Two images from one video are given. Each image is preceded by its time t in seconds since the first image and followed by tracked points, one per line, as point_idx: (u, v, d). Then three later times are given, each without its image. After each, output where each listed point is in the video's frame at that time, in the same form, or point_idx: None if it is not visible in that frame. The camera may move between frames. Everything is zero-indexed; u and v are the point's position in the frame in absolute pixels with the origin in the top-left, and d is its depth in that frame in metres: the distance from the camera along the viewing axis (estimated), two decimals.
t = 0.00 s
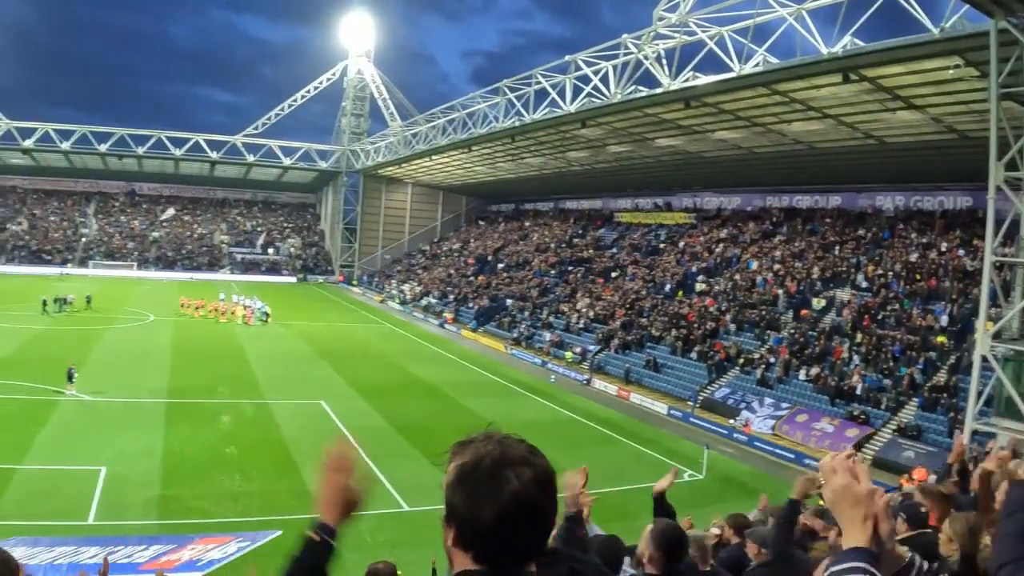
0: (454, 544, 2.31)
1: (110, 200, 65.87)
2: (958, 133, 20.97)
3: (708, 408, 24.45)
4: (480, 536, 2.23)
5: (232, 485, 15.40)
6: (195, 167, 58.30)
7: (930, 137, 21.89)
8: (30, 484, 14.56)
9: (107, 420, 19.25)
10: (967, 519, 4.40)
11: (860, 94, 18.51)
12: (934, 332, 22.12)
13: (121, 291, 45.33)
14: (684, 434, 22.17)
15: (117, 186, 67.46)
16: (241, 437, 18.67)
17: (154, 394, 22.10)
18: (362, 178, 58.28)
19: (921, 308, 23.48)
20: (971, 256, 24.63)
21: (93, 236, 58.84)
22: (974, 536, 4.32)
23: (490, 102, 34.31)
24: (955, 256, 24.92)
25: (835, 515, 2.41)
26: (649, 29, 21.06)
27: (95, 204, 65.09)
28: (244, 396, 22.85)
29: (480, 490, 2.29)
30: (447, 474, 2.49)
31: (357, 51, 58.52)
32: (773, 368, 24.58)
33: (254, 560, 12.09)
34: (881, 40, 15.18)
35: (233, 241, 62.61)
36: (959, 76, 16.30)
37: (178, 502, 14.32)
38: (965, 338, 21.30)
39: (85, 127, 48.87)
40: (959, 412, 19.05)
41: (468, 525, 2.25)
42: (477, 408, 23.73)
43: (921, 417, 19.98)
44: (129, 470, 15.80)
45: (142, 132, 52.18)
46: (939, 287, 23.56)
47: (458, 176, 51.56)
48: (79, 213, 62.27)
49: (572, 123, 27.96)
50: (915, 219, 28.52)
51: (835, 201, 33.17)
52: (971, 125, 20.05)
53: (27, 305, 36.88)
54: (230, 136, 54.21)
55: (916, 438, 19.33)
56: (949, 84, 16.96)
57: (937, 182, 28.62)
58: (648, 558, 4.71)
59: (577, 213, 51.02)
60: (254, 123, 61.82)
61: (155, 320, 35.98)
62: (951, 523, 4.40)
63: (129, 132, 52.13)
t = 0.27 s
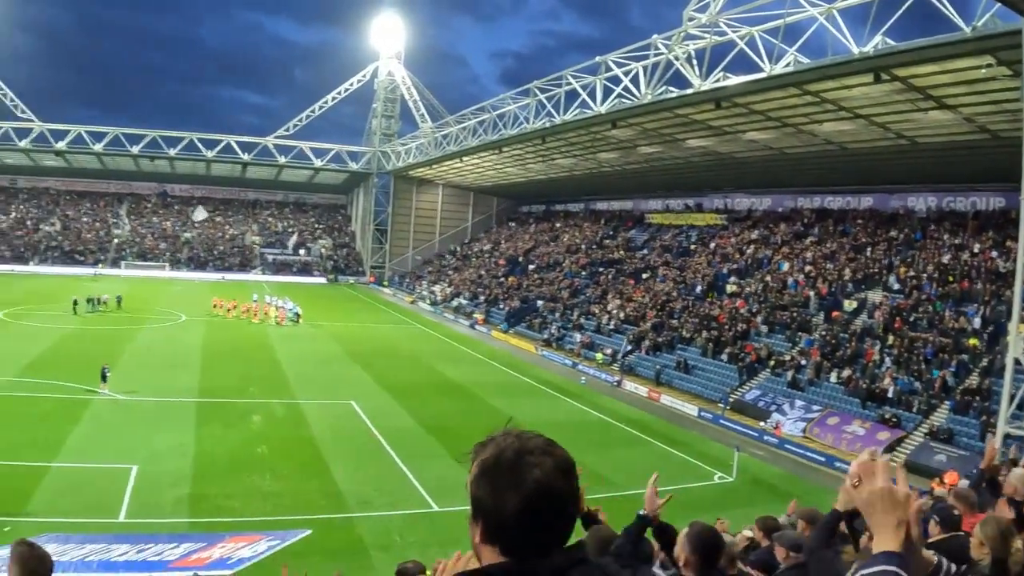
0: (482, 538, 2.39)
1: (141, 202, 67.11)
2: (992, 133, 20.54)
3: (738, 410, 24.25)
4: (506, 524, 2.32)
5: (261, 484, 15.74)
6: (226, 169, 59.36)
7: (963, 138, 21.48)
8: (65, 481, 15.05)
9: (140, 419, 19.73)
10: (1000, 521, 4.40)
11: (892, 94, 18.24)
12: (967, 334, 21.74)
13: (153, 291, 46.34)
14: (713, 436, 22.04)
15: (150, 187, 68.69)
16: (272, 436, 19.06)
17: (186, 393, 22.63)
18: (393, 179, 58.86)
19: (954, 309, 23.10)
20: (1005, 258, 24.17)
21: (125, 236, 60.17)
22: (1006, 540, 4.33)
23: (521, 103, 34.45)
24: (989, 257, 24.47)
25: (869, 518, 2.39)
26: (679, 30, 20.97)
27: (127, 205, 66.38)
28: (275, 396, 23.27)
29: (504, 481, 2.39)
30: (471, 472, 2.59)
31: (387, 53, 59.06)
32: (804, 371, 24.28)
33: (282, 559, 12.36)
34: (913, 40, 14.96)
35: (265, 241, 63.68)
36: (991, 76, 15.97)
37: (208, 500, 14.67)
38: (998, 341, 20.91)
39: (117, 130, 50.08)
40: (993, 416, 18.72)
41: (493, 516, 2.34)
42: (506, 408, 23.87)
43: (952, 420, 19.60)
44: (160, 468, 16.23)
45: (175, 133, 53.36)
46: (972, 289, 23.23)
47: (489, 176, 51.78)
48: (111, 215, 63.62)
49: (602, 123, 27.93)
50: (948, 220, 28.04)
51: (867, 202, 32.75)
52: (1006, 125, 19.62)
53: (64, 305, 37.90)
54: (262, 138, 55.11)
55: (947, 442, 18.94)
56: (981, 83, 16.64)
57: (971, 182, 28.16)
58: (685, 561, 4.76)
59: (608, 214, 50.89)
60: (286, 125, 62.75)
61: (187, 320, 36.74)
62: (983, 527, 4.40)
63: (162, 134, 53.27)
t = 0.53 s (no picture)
0: (491, 532, 2.45)
1: (160, 201, 67.85)
2: (1011, 132, 20.29)
3: (756, 411, 24.13)
4: (509, 516, 2.38)
5: (279, 483, 15.95)
6: (244, 169, 59.90)
7: (982, 138, 21.24)
8: (82, 480, 15.26)
9: (158, 418, 19.99)
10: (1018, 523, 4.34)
11: (910, 93, 18.08)
12: (986, 335, 21.53)
13: (171, 291, 46.84)
14: (731, 437, 21.97)
15: (168, 187, 69.34)
16: (289, 435, 19.28)
17: (204, 392, 22.94)
18: (411, 179, 59.18)
19: (972, 310, 22.94)
20: None
21: (143, 236, 60.89)
22: None
23: (538, 103, 34.54)
24: (1007, 257, 24.25)
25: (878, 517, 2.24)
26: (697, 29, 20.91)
27: (145, 205, 67.02)
28: (293, 395, 23.50)
29: (506, 474, 2.43)
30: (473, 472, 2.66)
31: (404, 53, 59.31)
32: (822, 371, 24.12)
33: (297, 558, 12.52)
34: (932, 38, 14.83)
35: (282, 241, 64.24)
36: (1011, 75, 15.77)
37: (225, 499, 14.87)
38: (1017, 342, 20.71)
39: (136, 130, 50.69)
40: (1011, 417, 18.54)
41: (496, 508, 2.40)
42: (524, 408, 23.97)
43: (969, 421, 19.39)
44: (177, 467, 16.44)
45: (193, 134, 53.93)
46: (990, 289, 23.03)
47: (506, 176, 51.89)
48: (129, 215, 64.33)
49: (619, 123, 27.92)
50: (967, 222, 27.89)
51: (884, 202, 32.44)
52: None
53: (83, 305, 38.45)
54: (280, 139, 55.56)
55: (964, 444, 18.73)
56: (1000, 83, 16.46)
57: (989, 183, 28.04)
58: (700, 561, 4.77)
59: (625, 214, 50.79)
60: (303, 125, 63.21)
61: (205, 320, 37.14)
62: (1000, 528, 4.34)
63: (179, 135, 53.84)
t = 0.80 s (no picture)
0: (517, 532, 2.35)
1: (185, 202, 68.76)
2: None
3: (780, 412, 23.95)
4: (533, 512, 2.31)
5: (304, 481, 16.21)
6: (269, 169, 60.60)
7: (1011, 136, 20.89)
8: (110, 477, 15.57)
9: (183, 417, 20.36)
10: None
11: (935, 92, 17.87)
12: (1012, 337, 21.25)
13: (196, 290, 47.57)
14: (755, 438, 21.78)
15: (194, 188, 70.24)
16: (313, 435, 19.54)
17: (229, 391, 23.35)
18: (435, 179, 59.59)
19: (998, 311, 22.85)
20: None
21: (169, 236, 61.88)
22: None
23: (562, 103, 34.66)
24: None
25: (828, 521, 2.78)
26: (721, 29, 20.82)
27: (170, 205, 67.94)
28: (317, 394, 23.82)
29: (527, 470, 2.36)
30: (482, 473, 2.57)
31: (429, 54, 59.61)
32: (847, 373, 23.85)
33: (321, 556, 12.74)
34: (958, 37, 14.63)
35: (308, 241, 64.98)
36: None
37: (250, 497, 15.15)
38: None
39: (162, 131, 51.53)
40: None
41: (521, 503, 2.32)
42: (547, 408, 24.06)
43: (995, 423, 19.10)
44: (202, 466, 16.73)
45: (220, 134, 54.69)
46: (1017, 290, 23.09)
47: (530, 177, 51.99)
48: (155, 215, 65.31)
49: (643, 123, 27.88)
50: (994, 222, 28.00)
51: (910, 201, 32.78)
52: None
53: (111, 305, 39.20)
54: (305, 140, 56.18)
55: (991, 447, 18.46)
56: None
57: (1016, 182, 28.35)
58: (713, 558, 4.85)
59: (650, 214, 50.60)
60: (328, 126, 63.79)
61: (229, 319, 37.64)
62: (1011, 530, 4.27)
63: (205, 135, 54.64)
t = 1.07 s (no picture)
0: (547, 526, 2.30)
1: (220, 202, 70.01)
2: None
3: (814, 413, 23.68)
4: (567, 503, 2.25)
5: (337, 480, 16.54)
6: (303, 170, 61.63)
7: None
8: (147, 474, 16.02)
9: (217, 416, 20.83)
10: None
11: (970, 90, 17.55)
12: None
13: (232, 290, 48.78)
14: (788, 439, 21.54)
15: (229, 188, 71.01)
16: (346, 434, 19.90)
17: (263, 390, 23.87)
18: (469, 180, 60.12)
19: None
20: None
21: (205, 237, 63.34)
22: None
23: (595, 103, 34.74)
24: None
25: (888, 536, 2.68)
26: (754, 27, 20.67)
27: (205, 206, 69.20)
28: (351, 394, 24.24)
29: (560, 463, 2.30)
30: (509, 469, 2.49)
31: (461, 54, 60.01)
32: (881, 374, 23.51)
33: (353, 553, 12.99)
34: (992, 33, 14.34)
35: (342, 241, 66.06)
36: None
37: (284, 495, 15.51)
38: None
39: (198, 134, 52.74)
40: None
41: (553, 495, 2.26)
42: (579, 408, 24.15)
43: None
44: (236, 464, 17.15)
45: (254, 136, 55.88)
46: None
47: (563, 177, 52.07)
48: (190, 215, 66.75)
49: (676, 122, 27.78)
50: None
51: (945, 199, 32.42)
52: None
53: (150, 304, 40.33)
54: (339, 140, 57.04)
55: None
56: None
57: None
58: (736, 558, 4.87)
59: (684, 213, 50.35)
60: (362, 127, 64.64)
61: (264, 318, 38.43)
62: None
63: (239, 135, 55.90)
